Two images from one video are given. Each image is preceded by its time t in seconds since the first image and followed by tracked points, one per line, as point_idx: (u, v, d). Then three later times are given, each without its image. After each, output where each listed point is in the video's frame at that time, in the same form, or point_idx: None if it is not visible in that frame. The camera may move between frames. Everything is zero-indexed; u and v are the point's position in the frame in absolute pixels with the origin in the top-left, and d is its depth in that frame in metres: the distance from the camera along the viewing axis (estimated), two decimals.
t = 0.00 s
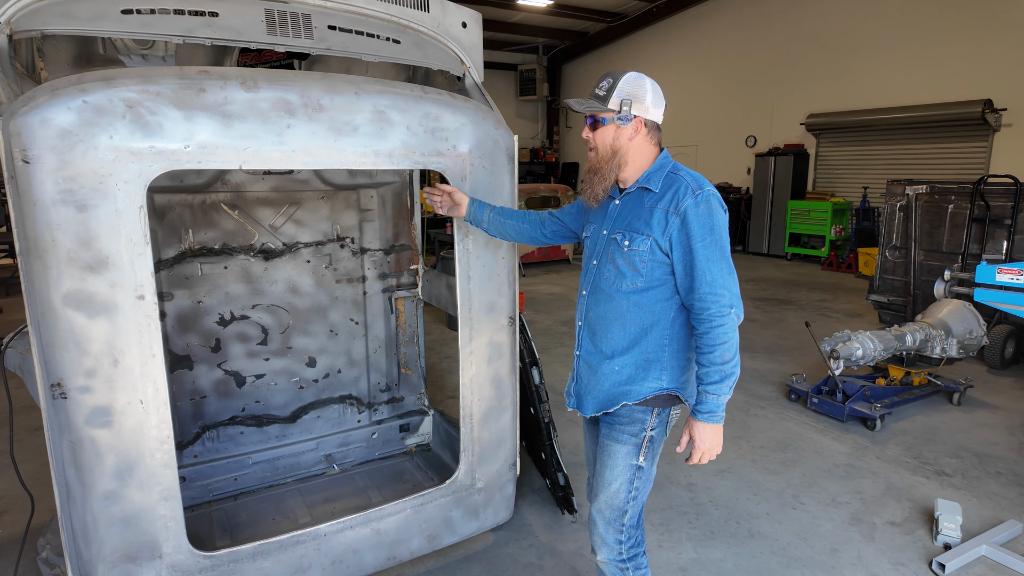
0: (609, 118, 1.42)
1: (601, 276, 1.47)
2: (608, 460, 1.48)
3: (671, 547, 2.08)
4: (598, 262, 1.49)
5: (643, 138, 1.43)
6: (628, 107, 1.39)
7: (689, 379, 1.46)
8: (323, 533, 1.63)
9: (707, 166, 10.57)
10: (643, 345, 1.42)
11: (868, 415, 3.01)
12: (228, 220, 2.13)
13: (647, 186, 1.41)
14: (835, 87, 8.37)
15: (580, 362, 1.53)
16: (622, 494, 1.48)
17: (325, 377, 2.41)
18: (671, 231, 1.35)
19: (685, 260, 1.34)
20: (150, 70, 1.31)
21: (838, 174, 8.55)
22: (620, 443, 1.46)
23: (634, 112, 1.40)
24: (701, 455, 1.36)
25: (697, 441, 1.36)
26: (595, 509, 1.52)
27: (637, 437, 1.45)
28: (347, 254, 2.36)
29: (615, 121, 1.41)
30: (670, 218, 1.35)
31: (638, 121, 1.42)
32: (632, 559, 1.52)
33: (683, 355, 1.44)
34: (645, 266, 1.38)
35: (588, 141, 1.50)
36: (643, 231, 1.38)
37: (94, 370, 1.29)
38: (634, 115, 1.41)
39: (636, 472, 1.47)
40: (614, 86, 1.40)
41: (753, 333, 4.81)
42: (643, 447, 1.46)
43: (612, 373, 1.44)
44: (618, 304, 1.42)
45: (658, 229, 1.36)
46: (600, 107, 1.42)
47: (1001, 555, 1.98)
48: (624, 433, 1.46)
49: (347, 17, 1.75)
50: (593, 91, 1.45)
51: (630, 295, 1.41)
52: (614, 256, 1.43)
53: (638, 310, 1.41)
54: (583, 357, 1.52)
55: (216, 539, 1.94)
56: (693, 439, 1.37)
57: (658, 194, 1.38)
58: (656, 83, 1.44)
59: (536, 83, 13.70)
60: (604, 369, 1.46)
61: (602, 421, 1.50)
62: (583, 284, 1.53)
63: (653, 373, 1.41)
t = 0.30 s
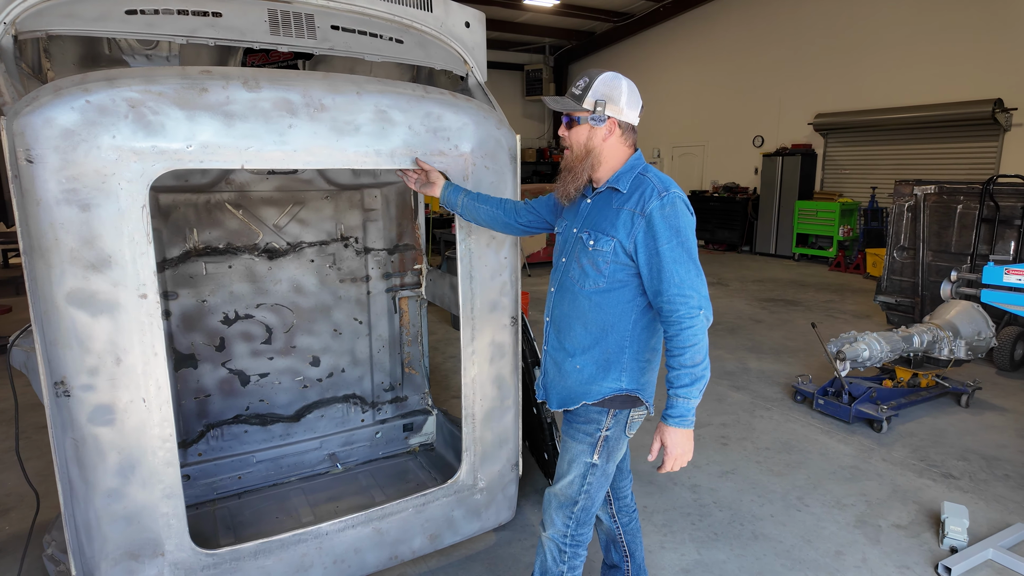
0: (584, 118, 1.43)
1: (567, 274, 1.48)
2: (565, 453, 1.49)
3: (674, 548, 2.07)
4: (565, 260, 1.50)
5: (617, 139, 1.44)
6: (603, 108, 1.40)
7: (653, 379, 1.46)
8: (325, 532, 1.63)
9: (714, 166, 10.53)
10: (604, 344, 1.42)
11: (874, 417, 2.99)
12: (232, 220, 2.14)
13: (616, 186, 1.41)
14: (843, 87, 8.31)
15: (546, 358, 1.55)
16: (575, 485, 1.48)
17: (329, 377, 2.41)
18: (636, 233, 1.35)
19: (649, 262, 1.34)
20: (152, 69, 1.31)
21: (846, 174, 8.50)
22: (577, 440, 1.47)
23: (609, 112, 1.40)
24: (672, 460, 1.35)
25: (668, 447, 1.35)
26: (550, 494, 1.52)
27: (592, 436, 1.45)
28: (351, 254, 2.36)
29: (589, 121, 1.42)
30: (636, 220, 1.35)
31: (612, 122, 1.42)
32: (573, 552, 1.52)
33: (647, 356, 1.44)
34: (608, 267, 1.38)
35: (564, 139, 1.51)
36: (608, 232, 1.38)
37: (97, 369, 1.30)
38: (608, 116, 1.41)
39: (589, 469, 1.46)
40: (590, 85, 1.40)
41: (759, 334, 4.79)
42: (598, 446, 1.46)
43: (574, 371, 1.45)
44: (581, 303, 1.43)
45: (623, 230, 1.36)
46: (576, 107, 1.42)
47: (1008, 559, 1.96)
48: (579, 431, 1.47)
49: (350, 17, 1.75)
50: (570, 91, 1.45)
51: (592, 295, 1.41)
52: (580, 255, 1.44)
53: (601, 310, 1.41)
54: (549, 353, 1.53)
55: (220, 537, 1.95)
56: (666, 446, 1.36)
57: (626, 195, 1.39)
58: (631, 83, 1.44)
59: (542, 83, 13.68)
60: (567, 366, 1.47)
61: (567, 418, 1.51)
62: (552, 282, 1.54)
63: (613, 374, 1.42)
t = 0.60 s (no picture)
0: (554, 119, 1.39)
1: (521, 274, 1.45)
2: (521, 462, 1.48)
3: (681, 549, 2.06)
4: (521, 260, 1.47)
5: (586, 142, 1.40)
6: (572, 110, 1.36)
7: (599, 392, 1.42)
8: (332, 530, 1.64)
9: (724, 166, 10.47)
10: (549, 352, 1.39)
11: (884, 419, 2.96)
12: (242, 219, 2.16)
13: (575, 195, 1.36)
14: (854, 86, 8.23)
15: (497, 355, 1.53)
16: (534, 492, 1.45)
17: (337, 375, 2.42)
18: (587, 247, 1.30)
19: (596, 277, 1.29)
20: (162, 70, 1.32)
21: (857, 174, 8.42)
22: (529, 448, 1.46)
23: (578, 115, 1.36)
24: (603, 479, 1.34)
25: (598, 466, 1.34)
26: (513, 503, 1.49)
27: (543, 443, 1.44)
28: (359, 253, 2.37)
29: (558, 122, 1.38)
30: (588, 233, 1.30)
31: (581, 125, 1.38)
32: (545, 557, 1.46)
33: (593, 368, 1.41)
34: (558, 276, 1.35)
35: (534, 140, 1.47)
36: (561, 240, 1.34)
37: (107, 366, 1.31)
38: (577, 118, 1.37)
39: (545, 476, 1.44)
40: (559, 86, 1.36)
41: (768, 335, 4.76)
42: (550, 452, 1.44)
43: (519, 372, 1.43)
44: (530, 307, 1.41)
45: (574, 242, 1.32)
46: (545, 107, 1.38)
47: (1019, 562, 1.94)
48: (530, 439, 1.45)
49: (358, 17, 1.76)
50: (541, 90, 1.41)
51: (541, 300, 1.38)
52: (532, 258, 1.41)
53: (548, 316, 1.38)
54: (499, 350, 1.51)
55: (228, 535, 1.96)
56: (596, 465, 1.34)
57: (583, 206, 1.33)
58: (603, 84, 1.39)
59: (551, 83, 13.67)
60: (515, 366, 1.45)
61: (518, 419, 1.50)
62: (509, 279, 1.52)
63: (556, 382, 1.39)
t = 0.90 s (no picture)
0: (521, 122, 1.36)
1: (499, 279, 1.44)
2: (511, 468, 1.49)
3: (691, 551, 2.05)
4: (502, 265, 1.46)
5: (555, 147, 1.35)
6: (537, 116, 1.31)
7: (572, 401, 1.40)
8: (343, 528, 1.66)
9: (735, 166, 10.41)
10: (525, 358, 1.39)
11: (898, 421, 2.93)
12: (254, 219, 2.17)
13: (547, 201, 1.34)
14: (867, 85, 8.15)
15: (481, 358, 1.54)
16: (528, 498, 1.41)
17: (348, 374, 2.43)
18: (554, 256, 1.28)
19: (561, 287, 1.27)
20: (177, 70, 1.33)
21: (870, 174, 8.34)
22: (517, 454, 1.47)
23: (543, 121, 1.31)
24: (518, 479, 1.30)
25: (517, 466, 1.30)
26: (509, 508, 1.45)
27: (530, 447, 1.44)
28: (370, 252, 2.38)
29: (525, 127, 1.34)
30: (555, 241, 1.28)
31: (548, 130, 1.34)
32: (547, 559, 1.43)
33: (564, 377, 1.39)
34: (530, 283, 1.33)
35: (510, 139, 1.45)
36: (532, 247, 1.32)
37: (122, 364, 1.32)
38: (543, 124, 1.32)
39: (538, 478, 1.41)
40: (527, 88, 1.31)
41: (779, 336, 4.72)
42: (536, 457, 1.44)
43: (500, 378, 1.44)
44: (506, 314, 1.40)
45: (542, 251, 1.30)
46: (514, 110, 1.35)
47: None
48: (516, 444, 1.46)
49: (370, 17, 1.76)
50: (512, 91, 1.37)
51: (516, 308, 1.38)
52: (508, 264, 1.40)
53: (523, 324, 1.38)
54: (482, 354, 1.52)
55: (240, 532, 1.97)
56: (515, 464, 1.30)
57: (554, 213, 1.31)
58: (575, 85, 1.32)
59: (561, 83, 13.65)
60: (495, 371, 1.46)
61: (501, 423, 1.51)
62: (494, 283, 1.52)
63: (536, 389, 1.40)
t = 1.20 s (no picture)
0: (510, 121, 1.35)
1: (494, 282, 1.43)
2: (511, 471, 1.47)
3: (704, 554, 2.03)
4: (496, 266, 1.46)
5: (543, 147, 1.34)
6: (523, 115, 1.30)
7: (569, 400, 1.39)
8: (355, 528, 1.66)
9: (747, 165, 10.34)
10: (520, 360, 1.39)
11: (913, 424, 2.89)
12: (267, 218, 2.18)
13: (540, 201, 1.33)
14: (881, 84, 8.06)
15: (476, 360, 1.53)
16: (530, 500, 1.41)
17: (359, 373, 2.44)
18: (546, 255, 1.27)
19: (555, 287, 1.26)
20: (193, 69, 1.34)
21: (883, 174, 8.25)
22: (517, 457, 1.44)
23: (529, 121, 1.30)
24: (544, 496, 1.29)
25: (539, 483, 1.29)
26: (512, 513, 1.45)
27: (529, 450, 1.42)
28: (382, 252, 2.38)
29: (512, 127, 1.33)
30: (548, 241, 1.27)
31: (534, 130, 1.32)
32: (554, 561, 1.42)
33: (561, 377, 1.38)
34: (524, 284, 1.33)
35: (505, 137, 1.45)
36: (525, 248, 1.32)
37: (137, 362, 1.33)
38: (529, 124, 1.32)
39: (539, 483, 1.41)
40: (515, 87, 1.31)
41: (792, 337, 4.68)
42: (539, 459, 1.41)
43: (495, 380, 1.43)
44: (501, 316, 1.39)
45: (536, 251, 1.29)
46: (503, 109, 1.35)
47: None
48: (517, 447, 1.43)
49: (383, 17, 1.76)
50: (502, 90, 1.37)
51: (511, 309, 1.37)
52: (502, 266, 1.39)
53: (518, 326, 1.37)
54: (476, 357, 1.51)
55: (252, 530, 1.98)
56: (537, 480, 1.29)
57: (546, 212, 1.30)
58: (564, 84, 1.30)
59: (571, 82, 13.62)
60: (490, 373, 1.45)
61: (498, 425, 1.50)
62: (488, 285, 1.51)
63: (530, 392, 1.38)
